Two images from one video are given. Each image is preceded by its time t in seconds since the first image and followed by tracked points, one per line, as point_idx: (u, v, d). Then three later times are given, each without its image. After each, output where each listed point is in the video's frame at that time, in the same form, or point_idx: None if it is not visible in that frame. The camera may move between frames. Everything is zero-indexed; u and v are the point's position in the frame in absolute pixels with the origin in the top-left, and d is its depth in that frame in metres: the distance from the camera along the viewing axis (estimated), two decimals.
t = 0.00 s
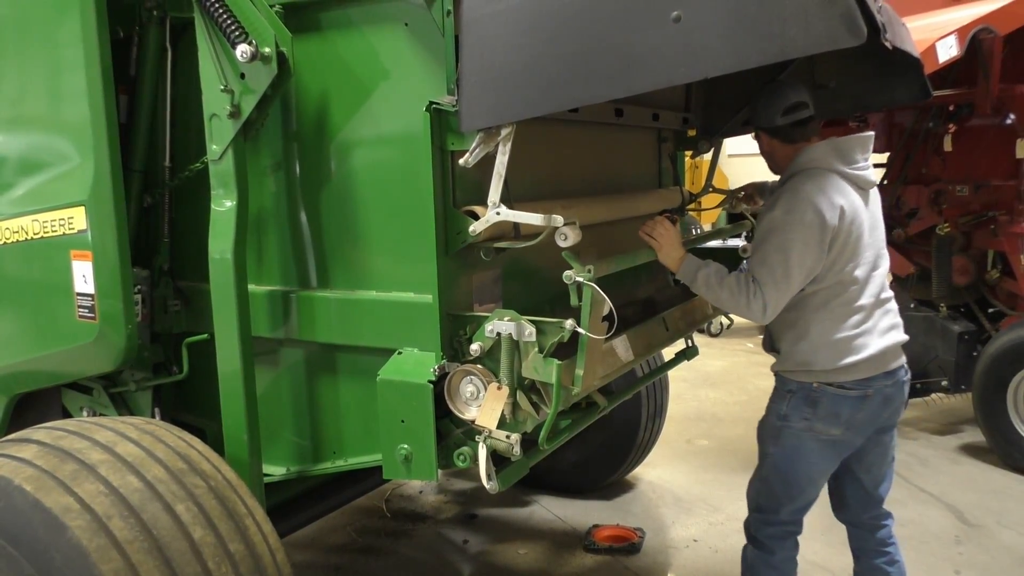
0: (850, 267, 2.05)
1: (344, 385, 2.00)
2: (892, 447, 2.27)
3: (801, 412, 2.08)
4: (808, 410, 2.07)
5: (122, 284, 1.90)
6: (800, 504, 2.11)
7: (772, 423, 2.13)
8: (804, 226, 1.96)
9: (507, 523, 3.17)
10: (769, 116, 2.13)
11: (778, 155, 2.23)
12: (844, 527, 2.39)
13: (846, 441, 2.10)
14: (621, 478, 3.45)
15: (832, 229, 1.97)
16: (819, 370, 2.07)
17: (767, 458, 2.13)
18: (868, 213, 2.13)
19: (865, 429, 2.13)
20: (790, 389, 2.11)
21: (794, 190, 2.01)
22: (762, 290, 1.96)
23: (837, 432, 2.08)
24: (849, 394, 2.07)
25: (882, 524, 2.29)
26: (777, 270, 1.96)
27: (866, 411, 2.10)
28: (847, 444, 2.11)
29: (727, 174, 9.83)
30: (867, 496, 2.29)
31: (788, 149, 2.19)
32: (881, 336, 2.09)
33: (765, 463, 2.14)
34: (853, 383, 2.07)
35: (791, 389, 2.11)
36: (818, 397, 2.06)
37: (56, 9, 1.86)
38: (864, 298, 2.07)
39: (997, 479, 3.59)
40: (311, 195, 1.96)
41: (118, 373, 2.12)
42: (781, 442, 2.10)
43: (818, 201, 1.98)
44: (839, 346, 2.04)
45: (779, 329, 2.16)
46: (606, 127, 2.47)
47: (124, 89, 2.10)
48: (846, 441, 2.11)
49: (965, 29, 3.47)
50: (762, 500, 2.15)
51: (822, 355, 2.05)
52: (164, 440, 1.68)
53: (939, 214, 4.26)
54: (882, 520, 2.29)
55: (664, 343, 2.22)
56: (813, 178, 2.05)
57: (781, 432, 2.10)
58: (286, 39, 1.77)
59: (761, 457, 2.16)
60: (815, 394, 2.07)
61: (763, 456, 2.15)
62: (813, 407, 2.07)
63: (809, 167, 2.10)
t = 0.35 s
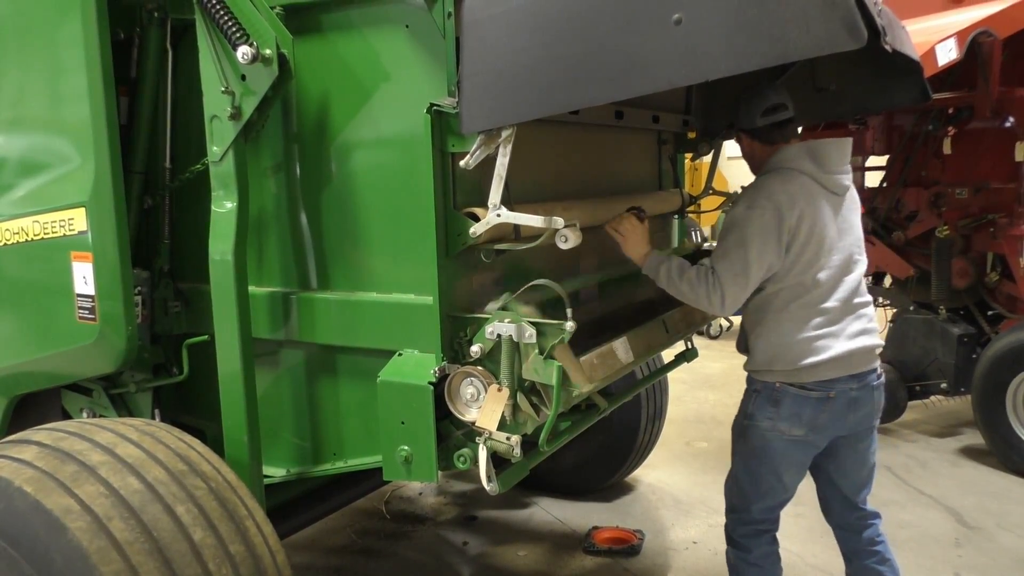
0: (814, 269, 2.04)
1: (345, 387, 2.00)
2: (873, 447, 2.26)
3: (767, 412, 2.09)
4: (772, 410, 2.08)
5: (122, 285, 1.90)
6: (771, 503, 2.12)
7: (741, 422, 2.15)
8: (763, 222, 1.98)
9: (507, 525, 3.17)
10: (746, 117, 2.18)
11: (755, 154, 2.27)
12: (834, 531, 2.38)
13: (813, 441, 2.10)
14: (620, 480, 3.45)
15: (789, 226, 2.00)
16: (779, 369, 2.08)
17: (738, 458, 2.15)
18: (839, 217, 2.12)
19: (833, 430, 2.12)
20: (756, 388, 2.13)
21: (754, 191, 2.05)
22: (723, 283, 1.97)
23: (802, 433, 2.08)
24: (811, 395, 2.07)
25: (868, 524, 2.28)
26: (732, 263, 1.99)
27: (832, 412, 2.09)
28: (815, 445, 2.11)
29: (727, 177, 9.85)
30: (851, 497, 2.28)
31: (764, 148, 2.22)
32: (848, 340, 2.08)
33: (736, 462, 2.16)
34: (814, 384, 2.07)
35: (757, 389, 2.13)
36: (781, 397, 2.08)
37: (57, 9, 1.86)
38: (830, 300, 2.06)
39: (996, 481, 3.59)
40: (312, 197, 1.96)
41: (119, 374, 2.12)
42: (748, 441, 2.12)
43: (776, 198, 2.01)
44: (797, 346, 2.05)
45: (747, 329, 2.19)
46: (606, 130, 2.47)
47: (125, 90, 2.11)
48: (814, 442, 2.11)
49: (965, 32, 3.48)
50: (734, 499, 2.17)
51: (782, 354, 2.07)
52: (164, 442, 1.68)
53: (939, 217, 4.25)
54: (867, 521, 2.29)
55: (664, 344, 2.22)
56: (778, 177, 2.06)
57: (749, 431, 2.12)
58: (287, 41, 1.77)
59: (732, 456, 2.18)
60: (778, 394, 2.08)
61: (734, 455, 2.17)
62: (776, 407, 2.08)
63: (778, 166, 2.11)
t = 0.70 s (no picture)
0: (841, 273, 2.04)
1: (348, 389, 2.00)
2: (885, 441, 2.28)
3: (785, 414, 2.10)
4: (791, 412, 2.09)
5: (125, 287, 1.90)
6: (782, 504, 2.12)
7: (758, 422, 2.15)
8: (790, 224, 1.98)
9: (509, 526, 3.17)
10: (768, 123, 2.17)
11: (777, 157, 2.24)
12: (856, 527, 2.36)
13: (828, 445, 2.11)
14: (622, 481, 3.45)
15: (815, 228, 1.99)
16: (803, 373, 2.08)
17: (750, 457, 2.15)
18: (864, 221, 2.10)
19: (850, 434, 2.13)
20: (776, 391, 2.13)
21: (778, 192, 2.04)
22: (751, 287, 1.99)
23: (820, 436, 2.09)
24: (834, 399, 2.08)
25: (886, 512, 2.27)
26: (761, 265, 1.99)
27: (850, 418, 2.10)
28: (831, 449, 2.12)
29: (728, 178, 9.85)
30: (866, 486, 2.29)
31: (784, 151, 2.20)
32: (872, 346, 2.09)
33: (747, 460, 2.16)
34: (838, 390, 2.08)
35: (777, 391, 2.13)
36: (800, 401, 2.08)
37: (60, 12, 1.87)
38: (854, 306, 2.07)
39: (998, 482, 3.59)
40: (315, 198, 1.96)
41: (121, 376, 2.12)
42: (763, 441, 2.12)
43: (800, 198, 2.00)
44: (823, 351, 2.05)
45: (768, 332, 2.19)
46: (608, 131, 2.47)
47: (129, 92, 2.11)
48: (829, 446, 2.12)
49: (966, 33, 3.48)
50: (744, 498, 2.17)
51: (807, 358, 2.06)
52: (167, 443, 1.68)
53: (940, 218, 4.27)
54: (884, 507, 2.28)
55: (666, 346, 2.22)
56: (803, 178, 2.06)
57: (765, 432, 2.12)
58: (290, 43, 1.78)
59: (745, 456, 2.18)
60: (798, 397, 2.09)
61: (747, 454, 2.17)
62: (797, 410, 2.08)
63: (801, 168, 2.10)
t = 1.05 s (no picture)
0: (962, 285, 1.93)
1: (350, 389, 2.00)
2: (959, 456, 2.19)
3: (908, 432, 1.96)
4: (915, 429, 1.96)
5: (128, 287, 1.91)
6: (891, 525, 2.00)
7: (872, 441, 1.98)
8: (923, 241, 1.82)
9: (510, 527, 3.17)
10: (847, 147, 2.06)
11: (863, 180, 2.11)
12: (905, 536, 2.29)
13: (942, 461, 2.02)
14: (623, 483, 3.45)
15: (941, 246, 1.84)
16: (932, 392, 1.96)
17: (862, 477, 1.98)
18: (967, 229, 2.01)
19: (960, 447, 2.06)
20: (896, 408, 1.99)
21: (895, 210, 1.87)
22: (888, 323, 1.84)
23: (941, 454, 1.99)
24: (957, 415, 1.98)
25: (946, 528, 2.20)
26: (895, 298, 1.83)
27: (966, 430, 2.02)
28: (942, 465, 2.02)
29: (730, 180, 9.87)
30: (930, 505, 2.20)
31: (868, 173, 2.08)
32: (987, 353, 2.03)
33: (858, 482, 1.99)
34: (964, 403, 1.99)
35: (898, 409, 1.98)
36: (925, 418, 1.96)
37: (63, 12, 1.87)
38: (972, 316, 1.99)
39: (1000, 485, 3.58)
40: (318, 198, 1.96)
41: (123, 375, 2.12)
42: (883, 461, 1.96)
43: (927, 218, 1.82)
44: (954, 365, 1.95)
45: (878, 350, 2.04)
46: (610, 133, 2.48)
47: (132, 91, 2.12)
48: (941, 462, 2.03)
49: (968, 36, 3.48)
50: (848, 521, 2.00)
51: (940, 375, 1.94)
52: (169, 443, 1.68)
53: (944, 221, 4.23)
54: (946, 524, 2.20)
55: (668, 347, 2.22)
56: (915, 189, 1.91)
57: (885, 451, 1.96)
58: (293, 43, 1.78)
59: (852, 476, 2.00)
60: (924, 415, 1.96)
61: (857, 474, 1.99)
62: (922, 428, 1.96)
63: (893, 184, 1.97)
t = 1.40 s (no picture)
0: None
1: (351, 389, 2.00)
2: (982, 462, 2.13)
3: (1011, 443, 1.86)
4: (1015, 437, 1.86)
5: (130, 288, 1.91)
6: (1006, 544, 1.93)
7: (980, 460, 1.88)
8: None
9: (511, 528, 3.17)
10: (965, 139, 1.84)
11: (950, 176, 1.95)
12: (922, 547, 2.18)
13: None
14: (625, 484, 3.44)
15: None
16: None
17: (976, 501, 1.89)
18: None
19: None
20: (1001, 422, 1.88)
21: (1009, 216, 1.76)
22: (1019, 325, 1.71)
23: None
24: None
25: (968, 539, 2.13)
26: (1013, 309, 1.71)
27: None
28: None
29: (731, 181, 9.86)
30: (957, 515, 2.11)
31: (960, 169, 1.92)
32: None
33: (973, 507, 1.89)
34: None
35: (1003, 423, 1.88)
36: None
37: (66, 13, 1.87)
38: None
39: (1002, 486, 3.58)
40: (319, 199, 1.96)
41: (124, 377, 2.13)
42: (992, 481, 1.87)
43: None
44: None
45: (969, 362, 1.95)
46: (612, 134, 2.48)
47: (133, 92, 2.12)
48: None
49: (970, 37, 3.47)
50: (970, 550, 1.92)
51: None
52: (171, 445, 1.68)
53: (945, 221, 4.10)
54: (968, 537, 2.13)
55: (669, 349, 2.22)
56: None
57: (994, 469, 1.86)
58: (295, 44, 1.78)
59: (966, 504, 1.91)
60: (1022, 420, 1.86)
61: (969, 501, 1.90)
62: None
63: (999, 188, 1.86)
